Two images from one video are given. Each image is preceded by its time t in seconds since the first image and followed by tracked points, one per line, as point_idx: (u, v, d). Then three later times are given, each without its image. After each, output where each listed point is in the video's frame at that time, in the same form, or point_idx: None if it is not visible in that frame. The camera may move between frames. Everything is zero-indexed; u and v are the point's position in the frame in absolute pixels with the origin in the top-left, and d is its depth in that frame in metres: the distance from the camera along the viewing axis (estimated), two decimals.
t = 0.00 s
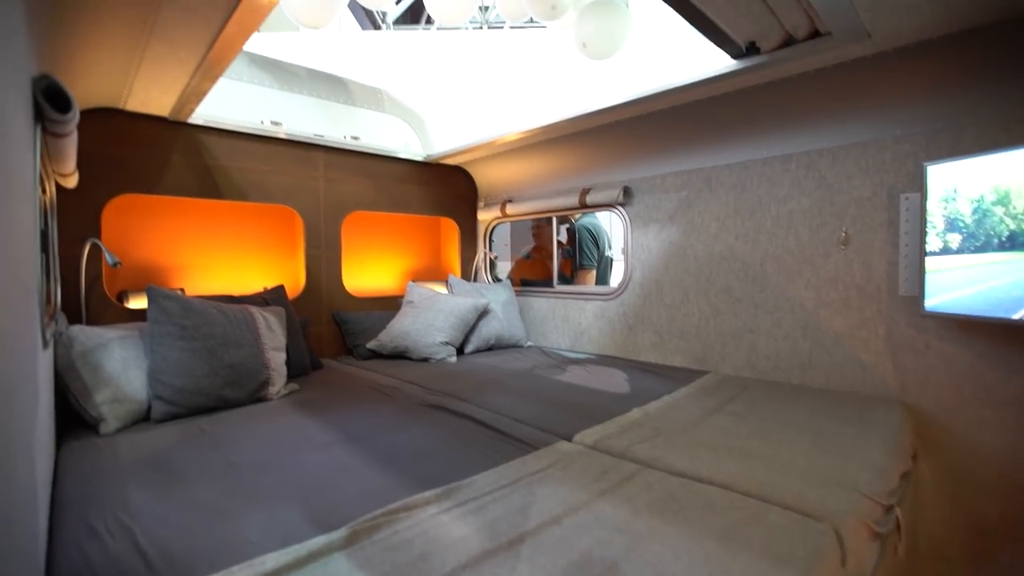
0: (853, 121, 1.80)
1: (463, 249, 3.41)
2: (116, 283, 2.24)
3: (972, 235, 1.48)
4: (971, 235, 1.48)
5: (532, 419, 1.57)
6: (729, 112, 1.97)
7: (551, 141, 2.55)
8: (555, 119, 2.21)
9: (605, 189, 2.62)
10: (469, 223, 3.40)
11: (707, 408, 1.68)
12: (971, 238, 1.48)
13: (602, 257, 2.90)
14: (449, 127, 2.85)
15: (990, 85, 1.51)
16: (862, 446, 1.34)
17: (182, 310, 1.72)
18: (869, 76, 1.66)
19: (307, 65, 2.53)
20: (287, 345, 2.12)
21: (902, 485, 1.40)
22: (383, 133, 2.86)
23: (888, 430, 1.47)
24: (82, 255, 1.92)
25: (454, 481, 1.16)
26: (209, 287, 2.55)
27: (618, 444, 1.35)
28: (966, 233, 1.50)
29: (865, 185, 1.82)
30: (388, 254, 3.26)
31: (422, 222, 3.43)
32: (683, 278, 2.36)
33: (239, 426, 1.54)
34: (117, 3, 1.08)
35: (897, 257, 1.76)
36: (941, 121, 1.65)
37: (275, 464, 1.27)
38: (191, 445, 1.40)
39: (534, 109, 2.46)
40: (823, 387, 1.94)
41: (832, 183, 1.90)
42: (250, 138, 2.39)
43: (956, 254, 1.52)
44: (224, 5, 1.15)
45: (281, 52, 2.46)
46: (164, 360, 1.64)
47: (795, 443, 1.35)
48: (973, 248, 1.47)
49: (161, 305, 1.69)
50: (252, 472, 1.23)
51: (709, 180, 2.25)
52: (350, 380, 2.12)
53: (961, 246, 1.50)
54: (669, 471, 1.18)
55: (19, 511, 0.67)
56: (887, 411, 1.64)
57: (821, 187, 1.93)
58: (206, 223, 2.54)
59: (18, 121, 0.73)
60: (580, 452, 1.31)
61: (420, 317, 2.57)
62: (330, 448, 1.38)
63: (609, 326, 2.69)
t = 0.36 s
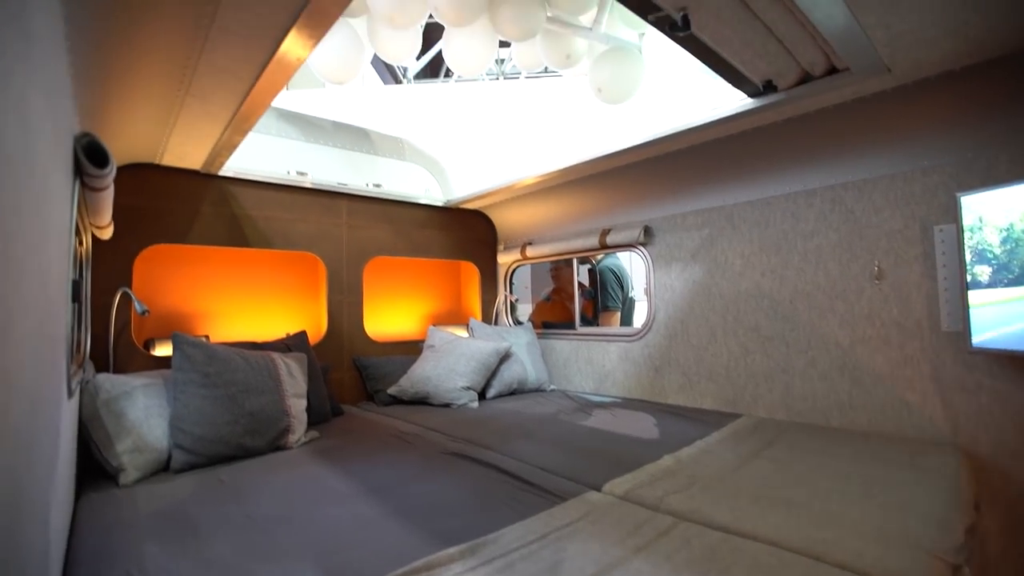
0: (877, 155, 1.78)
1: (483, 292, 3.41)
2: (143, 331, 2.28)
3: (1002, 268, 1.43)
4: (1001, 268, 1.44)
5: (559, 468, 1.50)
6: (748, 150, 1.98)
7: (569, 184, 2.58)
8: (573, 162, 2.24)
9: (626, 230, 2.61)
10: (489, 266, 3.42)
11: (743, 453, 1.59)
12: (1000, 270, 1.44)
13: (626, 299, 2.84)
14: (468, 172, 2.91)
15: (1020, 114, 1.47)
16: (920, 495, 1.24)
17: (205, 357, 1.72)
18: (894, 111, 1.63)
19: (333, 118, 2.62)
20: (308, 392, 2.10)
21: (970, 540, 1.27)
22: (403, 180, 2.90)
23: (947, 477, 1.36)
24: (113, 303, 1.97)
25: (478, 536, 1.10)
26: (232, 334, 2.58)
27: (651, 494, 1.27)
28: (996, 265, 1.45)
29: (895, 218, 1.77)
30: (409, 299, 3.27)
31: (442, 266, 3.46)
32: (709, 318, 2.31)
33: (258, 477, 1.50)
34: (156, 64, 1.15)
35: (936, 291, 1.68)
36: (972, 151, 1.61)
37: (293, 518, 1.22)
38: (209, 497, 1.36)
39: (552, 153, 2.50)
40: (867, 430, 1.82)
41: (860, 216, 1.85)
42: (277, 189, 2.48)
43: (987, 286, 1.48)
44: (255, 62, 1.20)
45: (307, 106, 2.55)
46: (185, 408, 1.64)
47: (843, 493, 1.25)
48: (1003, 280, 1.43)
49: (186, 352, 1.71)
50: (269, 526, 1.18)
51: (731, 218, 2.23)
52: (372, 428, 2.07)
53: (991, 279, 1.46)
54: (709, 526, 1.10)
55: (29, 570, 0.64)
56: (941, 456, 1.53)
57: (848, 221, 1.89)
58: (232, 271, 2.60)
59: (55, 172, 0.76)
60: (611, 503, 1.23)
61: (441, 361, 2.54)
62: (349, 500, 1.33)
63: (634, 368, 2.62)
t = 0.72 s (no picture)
0: (893, 174, 1.75)
1: (495, 321, 3.38)
2: (157, 364, 2.29)
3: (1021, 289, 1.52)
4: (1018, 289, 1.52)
5: (577, 502, 1.44)
6: (760, 174, 1.97)
7: (580, 211, 2.59)
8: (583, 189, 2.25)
9: (638, 256, 2.61)
10: (501, 295, 3.41)
11: (769, 485, 1.51)
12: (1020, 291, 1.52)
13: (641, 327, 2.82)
14: (479, 202, 2.93)
15: None
16: (964, 527, 1.16)
17: (217, 390, 1.71)
18: (907, 131, 1.61)
19: (347, 152, 2.67)
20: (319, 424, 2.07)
21: None
22: (415, 212, 2.95)
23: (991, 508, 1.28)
24: (128, 337, 1.98)
25: None
26: (244, 366, 2.58)
27: (674, 530, 1.20)
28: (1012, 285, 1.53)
29: (915, 238, 1.73)
30: (422, 329, 3.26)
31: (454, 295, 3.46)
32: (727, 343, 2.25)
33: (267, 514, 1.46)
34: (175, 101, 1.18)
35: (964, 312, 1.62)
36: (991, 168, 1.58)
37: (301, 557, 1.18)
38: (216, 535, 1.32)
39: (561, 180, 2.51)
40: (899, 459, 1.73)
41: (878, 237, 1.82)
42: (290, 221, 2.51)
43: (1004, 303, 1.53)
44: (270, 99, 1.23)
45: (321, 141, 2.59)
46: (196, 442, 1.62)
47: (879, 526, 1.18)
48: None
49: (197, 385, 1.69)
50: (277, 566, 1.14)
51: (746, 242, 2.21)
52: (384, 461, 2.02)
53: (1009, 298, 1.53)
54: (738, 563, 1.03)
55: None
56: (982, 486, 1.44)
57: (866, 242, 1.85)
58: (246, 303, 2.62)
59: (71, 205, 0.77)
60: (633, 540, 1.17)
61: (454, 392, 2.50)
62: (360, 538, 1.28)
63: (651, 397, 2.56)
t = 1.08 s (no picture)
0: (909, 182, 1.72)
1: (509, 339, 3.37)
2: (174, 387, 2.32)
3: None
4: None
5: (594, 523, 1.40)
6: (772, 186, 1.95)
7: (591, 227, 2.59)
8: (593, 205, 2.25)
9: (650, 271, 2.59)
10: (514, 312, 3.40)
11: (794, 504, 1.46)
12: None
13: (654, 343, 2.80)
14: (490, 220, 2.95)
15: None
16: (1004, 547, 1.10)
17: (232, 413, 1.72)
18: (922, 138, 1.59)
19: (359, 174, 2.72)
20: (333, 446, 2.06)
21: None
22: (427, 231, 2.97)
23: None
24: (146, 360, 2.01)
25: None
26: (259, 388, 2.59)
27: (695, 552, 1.16)
28: None
29: (936, 246, 1.69)
30: (435, 348, 3.26)
31: (467, 314, 3.46)
32: (745, 357, 2.21)
33: (281, 537, 1.45)
34: (192, 128, 1.21)
35: (991, 321, 1.57)
36: (1011, 174, 1.54)
37: None
38: (230, 559, 1.31)
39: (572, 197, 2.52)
40: (930, 476, 1.67)
41: (897, 246, 1.78)
42: (305, 244, 2.55)
43: None
44: (283, 124, 1.25)
45: (335, 164, 2.65)
46: (211, 464, 1.62)
47: (912, 546, 1.13)
48: None
49: (213, 408, 1.70)
50: None
51: (760, 254, 2.18)
52: (398, 482, 2.00)
53: None
54: None
55: None
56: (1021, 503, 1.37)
57: (884, 251, 1.81)
58: (261, 325, 2.65)
59: (88, 232, 0.79)
60: (652, 563, 1.13)
61: (467, 411, 2.48)
62: (373, 562, 1.26)
63: (668, 414, 2.51)
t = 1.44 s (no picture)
0: (923, 184, 1.70)
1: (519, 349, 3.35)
2: (187, 402, 2.33)
3: None
4: None
5: (608, 536, 1.38)
6: (782, 191, 1.93)
7: (600, 235, 2.58)
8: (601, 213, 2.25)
9: (661, 278, 2.57)
10: (524, 322, 3.39)
11: (813, 515, 1.42)
12: None
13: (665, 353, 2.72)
14: (498, 231, 2.95)
15: None
16: None
17: (243, 426, 1.72)
18: (934, 139, 1.57)
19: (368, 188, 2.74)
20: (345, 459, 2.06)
21: None
22: (436, 243, 2.99)
23: None
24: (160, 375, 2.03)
25: None
26: (271, 402, 2.60)
27: (712, 565, 1.14)
28: None
29: (953, 248, 1.66)
30: (446, 360, 3.25)
31: (477, 324, 3.46)
32: (759, 365, 2.17)
33: (292, 552, 1.44)
34: (203, 145, 1.23)
35: (1014, 324, 1.53)
36: None
37: None
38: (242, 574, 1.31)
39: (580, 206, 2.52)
40: (955, 484, 1.62)
41: (912, 249, 1.75)
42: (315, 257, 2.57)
43: None
44: (292, 139, 1.27)
45: (345, 179, 2.68)
46: (223, 479, 1.63)
47: (940, 558, 1.09)
48: None
49: (224, 422, 1.71)
50: None
51: (772, 259, 2.15)
52: (409, 495, 1.99)
53: None
54: None
55: None
56: None
57: (900, 254, 1.78)
58: (273, 339, 2.67)
59: (99, 248, 0.80)
60: None
61: (479, 423, 2.47)
62: None
63: (682, 423, 2.47)
